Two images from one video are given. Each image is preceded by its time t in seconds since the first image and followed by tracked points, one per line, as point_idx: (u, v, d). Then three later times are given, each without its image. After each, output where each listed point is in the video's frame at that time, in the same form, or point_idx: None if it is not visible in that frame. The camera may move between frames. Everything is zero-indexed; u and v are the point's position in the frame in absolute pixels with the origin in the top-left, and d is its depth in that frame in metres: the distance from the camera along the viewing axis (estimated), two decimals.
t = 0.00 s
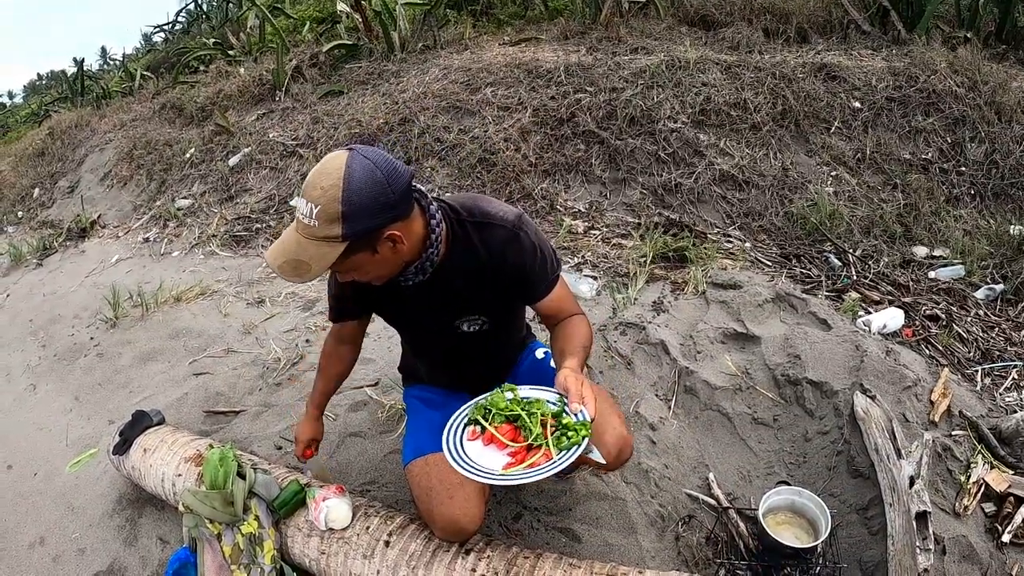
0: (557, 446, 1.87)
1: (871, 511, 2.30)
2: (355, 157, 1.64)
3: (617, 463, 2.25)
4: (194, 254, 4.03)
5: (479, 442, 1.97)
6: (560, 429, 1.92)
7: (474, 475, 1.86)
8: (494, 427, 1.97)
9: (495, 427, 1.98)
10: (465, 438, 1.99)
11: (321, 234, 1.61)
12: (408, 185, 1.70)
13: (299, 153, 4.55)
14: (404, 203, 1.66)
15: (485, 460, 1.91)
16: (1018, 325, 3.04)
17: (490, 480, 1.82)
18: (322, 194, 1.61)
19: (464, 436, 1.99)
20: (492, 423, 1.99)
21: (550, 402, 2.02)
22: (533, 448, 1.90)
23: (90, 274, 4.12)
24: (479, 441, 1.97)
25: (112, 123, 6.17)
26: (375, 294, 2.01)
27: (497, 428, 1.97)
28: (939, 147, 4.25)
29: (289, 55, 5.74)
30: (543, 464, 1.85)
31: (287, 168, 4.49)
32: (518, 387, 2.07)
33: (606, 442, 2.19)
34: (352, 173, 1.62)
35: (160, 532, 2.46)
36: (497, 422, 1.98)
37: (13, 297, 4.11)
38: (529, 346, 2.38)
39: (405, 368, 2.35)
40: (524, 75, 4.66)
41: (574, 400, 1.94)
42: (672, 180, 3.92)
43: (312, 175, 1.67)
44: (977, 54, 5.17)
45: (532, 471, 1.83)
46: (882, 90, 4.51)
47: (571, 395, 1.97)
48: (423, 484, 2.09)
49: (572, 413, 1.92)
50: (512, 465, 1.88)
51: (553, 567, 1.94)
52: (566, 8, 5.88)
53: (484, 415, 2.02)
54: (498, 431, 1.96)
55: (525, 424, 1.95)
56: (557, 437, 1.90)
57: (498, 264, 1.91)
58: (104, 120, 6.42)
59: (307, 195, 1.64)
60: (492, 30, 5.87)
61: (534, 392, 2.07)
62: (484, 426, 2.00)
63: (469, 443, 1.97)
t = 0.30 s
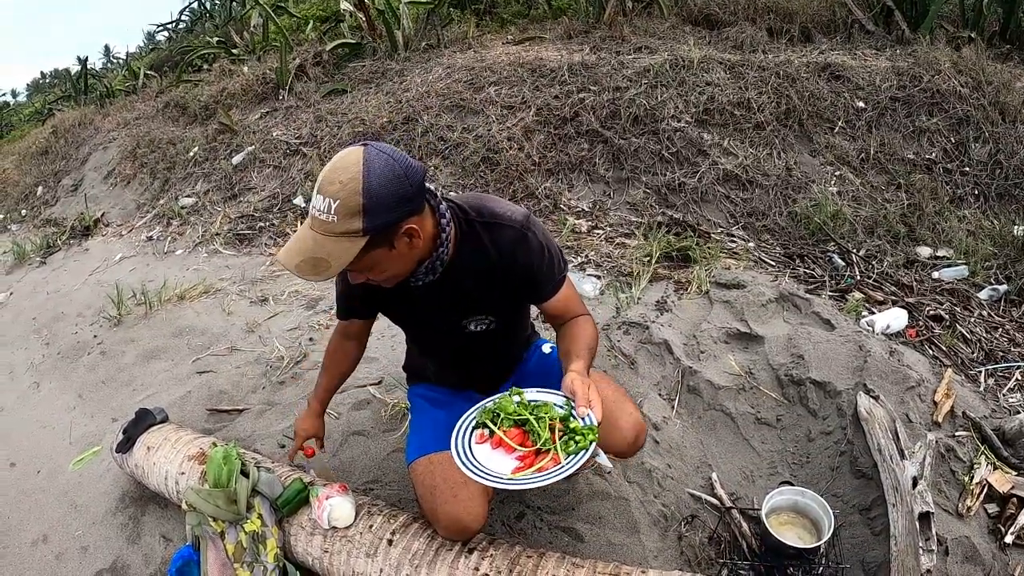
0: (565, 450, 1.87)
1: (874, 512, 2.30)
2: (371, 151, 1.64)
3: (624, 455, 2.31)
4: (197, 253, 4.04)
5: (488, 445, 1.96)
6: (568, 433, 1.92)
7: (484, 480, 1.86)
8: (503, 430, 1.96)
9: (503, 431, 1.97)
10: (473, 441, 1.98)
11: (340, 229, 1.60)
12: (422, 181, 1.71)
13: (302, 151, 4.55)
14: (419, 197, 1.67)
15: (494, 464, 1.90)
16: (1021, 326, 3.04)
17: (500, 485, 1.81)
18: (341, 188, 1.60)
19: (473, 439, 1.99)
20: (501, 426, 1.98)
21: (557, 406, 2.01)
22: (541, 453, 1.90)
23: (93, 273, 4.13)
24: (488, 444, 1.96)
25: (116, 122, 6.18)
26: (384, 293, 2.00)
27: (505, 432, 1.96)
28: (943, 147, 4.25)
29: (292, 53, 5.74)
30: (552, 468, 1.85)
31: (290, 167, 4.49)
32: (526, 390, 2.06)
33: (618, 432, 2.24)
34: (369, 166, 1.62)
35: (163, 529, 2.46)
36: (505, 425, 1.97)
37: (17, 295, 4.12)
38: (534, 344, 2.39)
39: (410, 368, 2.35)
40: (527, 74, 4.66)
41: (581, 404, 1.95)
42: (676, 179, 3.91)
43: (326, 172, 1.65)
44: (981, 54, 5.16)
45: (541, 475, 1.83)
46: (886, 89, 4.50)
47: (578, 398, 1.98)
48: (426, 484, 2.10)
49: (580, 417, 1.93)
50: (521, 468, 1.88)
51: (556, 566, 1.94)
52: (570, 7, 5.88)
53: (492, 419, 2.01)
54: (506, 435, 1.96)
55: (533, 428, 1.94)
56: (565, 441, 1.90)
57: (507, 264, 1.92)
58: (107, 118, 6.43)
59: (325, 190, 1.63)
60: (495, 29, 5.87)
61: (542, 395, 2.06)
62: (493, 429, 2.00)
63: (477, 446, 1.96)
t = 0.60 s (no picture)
0: (566, 465, 1.88)
1: (875, 514, 2.31)
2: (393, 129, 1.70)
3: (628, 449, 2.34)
4: (198, 256, 4.04)
5: (490, 457, 1.96)
6: (569, 448, 1.92)
7: (485, 491, 1.85)
8: (505, 443, 1.96)
9: (505, 444, 1.96)
10: (475, 453, 1.98)
11: (418, 180, 1.60)
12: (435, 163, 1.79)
13: (302, 154, 4.55)
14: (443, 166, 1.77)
15: (496, 476, 1.90)
16: (1021, 326, 3.04)
17: (501, 497, 1.81)
18: (396, 149, 1.62)
19: (475, 451, 1.99)
20: (503, 439, 1.98)
21: (559, 420, 2.02)
22: (543, 467, 1.90)
23: (93, 276, 4.13)
24: (490, 456, 1.96)
25: (116, 125, 6.18)
26: (390, 293, 2.00)
27: (508, 445, 1.96)
28: (943, 148, 4.25)
29: (292, 56, 5.74)
30: (553, 482, 1.85)
31: (291, 169, 4.50)
32: (528, 403, 2.07)
33: (625, 432, 2.26)
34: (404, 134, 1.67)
35: (164, 533, 2.46)
36: (507, 439, 1.97)
37: (17, 299, 4.12)
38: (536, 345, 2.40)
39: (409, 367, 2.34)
40: (527, 76, 4.67)
41: (582, 419, 1.97)
42: (676, 181, 3.92)
43: (372, 151, 1.63)
44: (980, 55, 5.17)
45: (542, 489, 1.83)
46: (885, 91, 4.51)
47: (579, 413, 1.99)
48: (428, 486, 2.09)
49: (580, 432, 1.94)
50: (523, 482, 1.88)
51: (557, 569, 1.94)
52: (569, 9, 5.89)
53: (494, 431, 2.01)
54: (508, 448, 1.95)
55: (535, 441, 1.94)
56: (566, 456, 1.90)
57: (514, 268, 1.92)
58: (108, 122, 6.43)
59: (387, 160, 1.60)
60: (495, 31, 5.88)
61: (544, 408, 2.07)
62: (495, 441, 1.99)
63: (479, 459, 1.96)
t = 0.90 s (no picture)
0: (561, 479, 1.86)
1: (870, 509, 2.32)
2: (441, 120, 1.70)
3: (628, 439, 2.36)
4: (191, 255, 4.03)
5: (486, 467, 1.94)
6: (564, 462, 1.90)
7: (481, 503, 1.83)
8: (502, 456, 1.94)
9: (502, 456, 1.94)
10: (472, 464, 1.95)
11: (501, 162, 1.68)
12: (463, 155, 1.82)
13: (296, 154, 4.54)
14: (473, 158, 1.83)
15: (492, 487, 1.88)
16: (1014, 323, 3.05)
17: (495, 509, 1.79)
18: (471, 135, 1.65)
19: (473, 461, 1.96)
20: (500, 452, 1.95)
21: (554, 433, 1.99)
22: (539, 480, 1.88)
23: (86, 277, 4.11)
24: (488, 466, 1.94)
25: (109, 126, 6.16)
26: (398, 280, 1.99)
27: (504, 457, 1.94)
28: (936, 146, 4.27)
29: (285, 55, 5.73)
30: (547, 496, 1.83)
31: (284, 169, 4.48)
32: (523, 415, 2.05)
33: (623, 421, 2.27)
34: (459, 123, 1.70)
35: (159, 533, 2.46)
36: (504, 451, 1.95)
37: (10, 300, 4.10)
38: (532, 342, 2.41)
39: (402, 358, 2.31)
40: (521, 75, 4.67)
41: (576, 433, 1.95)
42: (669, 179, 3.92)
43: (451, 139, 1.61)
44: (972, 52, 5.19)
45: (536, 503, 1.81)
46: (878, 89, 4.52)
47: (573, 428, 1.98)
48: (422, 484, 2.09)
49: (575, 447, 1.92)
50: (518, 495, 1.86)
51: (553, 567, 1.94)
52: (563, 8, 5.89)
53: (491, 443, 1.99)
54: (505, 460, 1.93)
55: (532, 455, 1.92)
56: (561, 470, 1.88)
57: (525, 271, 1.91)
58: (100, 122, 6.40)
59: (472, 146, 1.62)
60: (488, 30, 5.87)
61: (539, 421, 2.04)
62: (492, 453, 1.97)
63: (476, 469, 1.94)
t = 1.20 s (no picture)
0: (572, 471, 1.87)
1: (862, 501, 2.34)
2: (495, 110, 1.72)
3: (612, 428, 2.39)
4: (181, 253, 4.01)
5: (498, 460, 1.93)
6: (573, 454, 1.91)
7: (495, 495, 1.82)
8: (514, 448, 1.93)
9: (514, 449, 1.94)
10: (484, 456, 1.94)
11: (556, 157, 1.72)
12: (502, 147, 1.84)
13: (285, 150, 4.52)
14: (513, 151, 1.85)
15: (505, 480, 1.87)
16: (1005, 314, 3.07)
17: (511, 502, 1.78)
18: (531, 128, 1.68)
19: (485, 453, 1.95)
20: (512, 444, 1.94)
21: (564, 426, 1.99)
22: (551, 472, 1.88)
23: (76, 275, 4.09)
24: (500, 459, 1.93)
25: (98, 124, 6.12)
26: (415, 263, 1.96)
27: (517, 450, 1.93)
28: (926, 138, 4.27)
29: (275, 51, 5.70)
30: (558, 488, 1.84)
31: (274, 166, 4.47)
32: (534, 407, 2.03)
33: (610, 419, 2.28)
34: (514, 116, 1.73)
35: (151, 532, 2.45)
36: (516, 444, 1.94)
37: None
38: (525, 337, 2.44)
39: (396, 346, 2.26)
40: (511, 70, 4.67)
41: (586, 427, 1.96)
42: (660, 173, 3.92)
43: (514, 129, 1.64)
44: (961, 46, 5.21)
45: (550, 494, 1.82)
46: (868, 82, 4.53)
47: (582, 421, 1.98)
48: (413, 477, 2.09)
49: (584, 439, 1.93)
50: (531, 486, 1.86)
51: (545, 560, 1.93)
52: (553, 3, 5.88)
53: (503, 435, 1.97)
54: (517, 453, 1.93)
55: (544, 447, 1.92)
56: (571, 462, 1.89)
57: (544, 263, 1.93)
58: (89, 120, 6.36)
59: (535, 137, 1.65)
60: (478, 25, 5.86)
61: (547, 414, 2.03)
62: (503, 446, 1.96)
63: (489, 462, 1.92)
